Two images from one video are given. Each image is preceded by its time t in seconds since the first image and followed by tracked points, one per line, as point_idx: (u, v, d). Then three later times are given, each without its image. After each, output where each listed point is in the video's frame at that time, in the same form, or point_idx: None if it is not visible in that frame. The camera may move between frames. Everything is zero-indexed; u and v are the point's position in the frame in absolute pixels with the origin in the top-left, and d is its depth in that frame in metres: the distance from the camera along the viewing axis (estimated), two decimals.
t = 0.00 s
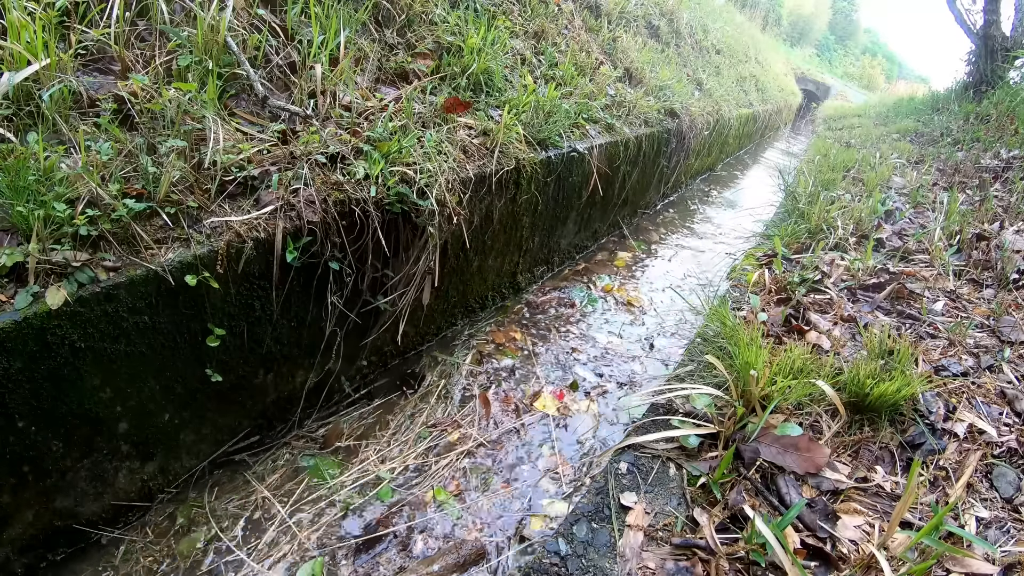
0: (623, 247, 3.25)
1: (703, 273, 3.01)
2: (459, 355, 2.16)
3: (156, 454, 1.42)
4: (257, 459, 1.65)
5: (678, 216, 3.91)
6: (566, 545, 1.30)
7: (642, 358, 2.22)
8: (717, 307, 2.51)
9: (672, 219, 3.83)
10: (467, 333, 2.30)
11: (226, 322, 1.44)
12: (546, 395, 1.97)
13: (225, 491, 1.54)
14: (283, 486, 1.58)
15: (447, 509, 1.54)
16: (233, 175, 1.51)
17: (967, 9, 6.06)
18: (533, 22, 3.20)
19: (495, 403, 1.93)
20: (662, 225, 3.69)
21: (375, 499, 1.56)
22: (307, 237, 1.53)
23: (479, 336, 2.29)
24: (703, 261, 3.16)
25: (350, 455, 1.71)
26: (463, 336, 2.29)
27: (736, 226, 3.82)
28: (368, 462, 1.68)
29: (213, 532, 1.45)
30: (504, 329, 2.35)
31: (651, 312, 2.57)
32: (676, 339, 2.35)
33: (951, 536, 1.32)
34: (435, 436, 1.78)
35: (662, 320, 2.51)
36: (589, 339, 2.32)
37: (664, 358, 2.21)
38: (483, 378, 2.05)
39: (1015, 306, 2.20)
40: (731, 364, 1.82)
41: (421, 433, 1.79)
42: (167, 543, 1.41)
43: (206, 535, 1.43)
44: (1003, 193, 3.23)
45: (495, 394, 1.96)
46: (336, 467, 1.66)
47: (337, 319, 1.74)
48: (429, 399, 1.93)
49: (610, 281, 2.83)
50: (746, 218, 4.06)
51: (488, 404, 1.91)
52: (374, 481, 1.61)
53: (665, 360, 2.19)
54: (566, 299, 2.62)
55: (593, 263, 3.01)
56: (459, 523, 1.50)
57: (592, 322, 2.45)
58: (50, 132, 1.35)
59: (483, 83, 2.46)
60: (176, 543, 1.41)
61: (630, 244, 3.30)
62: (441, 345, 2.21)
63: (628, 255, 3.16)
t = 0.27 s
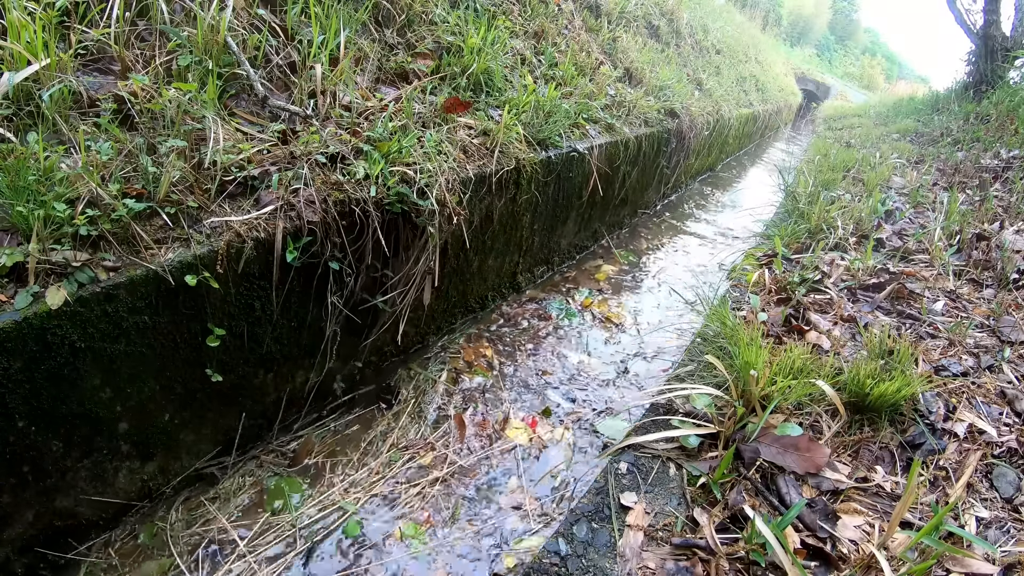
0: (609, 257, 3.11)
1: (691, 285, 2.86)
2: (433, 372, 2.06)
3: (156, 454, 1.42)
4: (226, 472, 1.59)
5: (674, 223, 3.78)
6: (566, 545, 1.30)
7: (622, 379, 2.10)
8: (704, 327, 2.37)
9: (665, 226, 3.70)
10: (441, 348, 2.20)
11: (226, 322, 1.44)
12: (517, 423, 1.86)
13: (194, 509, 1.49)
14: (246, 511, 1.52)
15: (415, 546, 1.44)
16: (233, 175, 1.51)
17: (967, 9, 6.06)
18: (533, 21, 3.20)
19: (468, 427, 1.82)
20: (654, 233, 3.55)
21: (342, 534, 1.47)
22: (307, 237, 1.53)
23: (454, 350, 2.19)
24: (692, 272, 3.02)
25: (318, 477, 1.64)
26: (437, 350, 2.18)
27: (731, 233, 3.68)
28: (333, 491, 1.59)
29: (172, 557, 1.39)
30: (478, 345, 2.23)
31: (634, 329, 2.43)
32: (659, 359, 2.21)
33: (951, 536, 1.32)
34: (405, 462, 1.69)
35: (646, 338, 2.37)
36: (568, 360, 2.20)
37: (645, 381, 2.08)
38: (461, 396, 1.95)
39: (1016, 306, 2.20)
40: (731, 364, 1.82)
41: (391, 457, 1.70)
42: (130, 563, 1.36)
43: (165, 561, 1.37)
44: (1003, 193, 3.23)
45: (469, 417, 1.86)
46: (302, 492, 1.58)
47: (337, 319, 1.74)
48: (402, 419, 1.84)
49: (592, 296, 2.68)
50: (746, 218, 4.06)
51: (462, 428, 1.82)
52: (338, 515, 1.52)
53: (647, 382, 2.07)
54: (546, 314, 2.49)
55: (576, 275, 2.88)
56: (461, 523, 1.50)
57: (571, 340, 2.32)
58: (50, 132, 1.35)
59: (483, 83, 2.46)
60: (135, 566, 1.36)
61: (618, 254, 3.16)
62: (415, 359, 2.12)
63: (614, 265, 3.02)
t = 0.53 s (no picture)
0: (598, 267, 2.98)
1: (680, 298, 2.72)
2: (410, 391, 1.95)
3: (156, 454, 1.42)
4: (197, 488, 1.52)
5: (668, 230, 3.64)
6: (566, 545, 1.30)
7: (603, 401, 1.98)
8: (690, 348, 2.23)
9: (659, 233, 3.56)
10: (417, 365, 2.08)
11: (226, 322, 1.44)
12: (495, 445, 1.75)
13: (160, 527, 1.43)
14: (207, 536, 1.42)
15: None
16: (233, 175, 1.51)
17: (967, 9, 6.06)
18: (533, 21, 3.20)
19: (443, 449, 1.73)
20: (646, 241, 3.41)
21: (301, 567, 1.37)
22: (307, 236, 1.52)
23: (432, 366, 2.08)
24: (681, 283, 2.88)
25: (283, 501, 1.54)
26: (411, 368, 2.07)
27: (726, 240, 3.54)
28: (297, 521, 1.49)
29: None
30: (455, 363, 2.11)
31: (617, 346, 2.30)
32: (641, 381, 2.08)
33: (951, 536, 1.32)
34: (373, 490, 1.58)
35: (629, 356, 2.24)
36: (546, 381, 2.07)
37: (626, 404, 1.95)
38: (438, 418, 1.85)
39: (1016, 306, 2.20)
40: (731, 364, 1.82)
41: (359, 484, 1.60)
42: None
43: None
44: (1003, 193, 3.23)
45: (443, 441, 1.75)
46: (266, 519, 1.48)
47: (337, 319, 1.74)
48: (374, 442, 1.74)
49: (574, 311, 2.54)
50: (746, 218, 4.06)
51: (436, 452, 1.71)
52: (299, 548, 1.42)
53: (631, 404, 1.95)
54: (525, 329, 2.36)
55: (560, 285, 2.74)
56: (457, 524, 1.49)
57: (550, 359, 2.19)
58: (50, 132, 1.35)
59: (483, 83, 2.46)
60: None
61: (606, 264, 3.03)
62: (389, 378, 2.01)
63: (600, 276, 2.88)
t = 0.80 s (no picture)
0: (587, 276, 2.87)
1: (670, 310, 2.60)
2: (385, 410, 1.86)
3: (156, 454, 1.42)
4: (171, 499, 1.48)
5: (664, 236, 3.52)
6: (566, 545, 1.30)
7: (584, 422, 1.88)
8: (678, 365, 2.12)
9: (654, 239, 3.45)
10: (392, 383, 1.99)
11: (226, 322, 1.44)
12: (468, 473, 1.64)
13: (125, 542, 1.38)
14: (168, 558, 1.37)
15: None
16: (233, 175, 1.51)
17: (967, 9, 6.06)
18: (533, 22, 3.20)
19: (414, 476, 1.64)
20: (640, 248, 3.30)
21: None
22: (307, 237, 1.52)
23: (408, 383, 1.99)
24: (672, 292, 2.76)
25: (248, 524, 1.48)
26: (388, 383, 1.98)
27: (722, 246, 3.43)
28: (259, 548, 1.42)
29: None
30: (431, 380, 2.01)
31: (602, 362, 2.20)
32: (625, 401, 1.97)
33: (951, 536, 1.32)
34: (342, 518, 1.51)
35: (614, 373, 2.13)
36: (527, 399, 1.98)
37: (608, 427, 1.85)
38: (416, 439, 1.76)
39: (1016, 306, 2.20)
40: (731, 364, 1.82)
41: (324, 511, 1.53)
42: None
43: None
44: (1003, 193, 3.23)
45: (414, 468, 1.66)
46: (230, 544, 1.43)
47: (337, 319, 1.74)
48: (344, 465, 1.67)
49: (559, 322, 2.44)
50: (746, 218, 4.06)
51: (406, 480, 1.62)
52: None
53: (613, 427, 1.85)
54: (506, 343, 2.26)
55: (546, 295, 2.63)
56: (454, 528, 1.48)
57: (530, 377, 2.09)
58: (50, 132, 1.35)
59: (483, 83, 2.46)
60: None
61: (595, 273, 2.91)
62: (363, 396, 1.91)
63: (588, 286, 2.77)
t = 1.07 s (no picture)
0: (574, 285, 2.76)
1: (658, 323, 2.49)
2: (355, 437, 1.76)
3: (156, 454, 1.42)
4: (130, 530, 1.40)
5: (659, 242, 3.42)
6: (566, 545, 1.30)
7: (562, 447, 1.79)
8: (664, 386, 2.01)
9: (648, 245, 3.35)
10: (365, 407, 1.89)
11: (226, 322, 1.44)
12: (438, 506, 1.55)
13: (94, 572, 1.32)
14: None
15: None
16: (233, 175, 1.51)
17: (967, 9, 6.06)
18: (533, 22, 3.20)
19: (380, 510, 1.54)
20: (632, 255, 3.19)
21: None
22: (307, 237, 1.53)
23: (381, 406, 1.89)
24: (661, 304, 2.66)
25: (203, 559, 1.40)
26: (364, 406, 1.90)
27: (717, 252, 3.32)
28: None
29: None
30: (406, 402, 1.91)
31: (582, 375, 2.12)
32: (606, 425, 1.87)
33: (951, 536, 1.32)
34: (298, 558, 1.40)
35: (596, 392, 2.03)
36: (508, 420, 1.88)
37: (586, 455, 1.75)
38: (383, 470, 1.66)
39: (1016, 306, 2.20)
40: (731, 364, 1.82)
41: (280, 548, 1.43)
42: None
43: None
44: (1003, 193, 3.23)
45: (382, 501, 1.57)
46: None
47: (337, 319, 1.74)
48: (306, 499, 1.57)
49: (542, 332, 2.35)
50: (746, 218, 4.06)
51: (371, 516, 1.52)
52: None
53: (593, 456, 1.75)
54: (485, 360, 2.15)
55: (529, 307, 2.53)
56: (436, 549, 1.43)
57: (511, 396, 1.99)
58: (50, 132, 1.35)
59: (483, 83, 2.46)
60: None
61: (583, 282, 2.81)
62: (334, 421, 1.82)
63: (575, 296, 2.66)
